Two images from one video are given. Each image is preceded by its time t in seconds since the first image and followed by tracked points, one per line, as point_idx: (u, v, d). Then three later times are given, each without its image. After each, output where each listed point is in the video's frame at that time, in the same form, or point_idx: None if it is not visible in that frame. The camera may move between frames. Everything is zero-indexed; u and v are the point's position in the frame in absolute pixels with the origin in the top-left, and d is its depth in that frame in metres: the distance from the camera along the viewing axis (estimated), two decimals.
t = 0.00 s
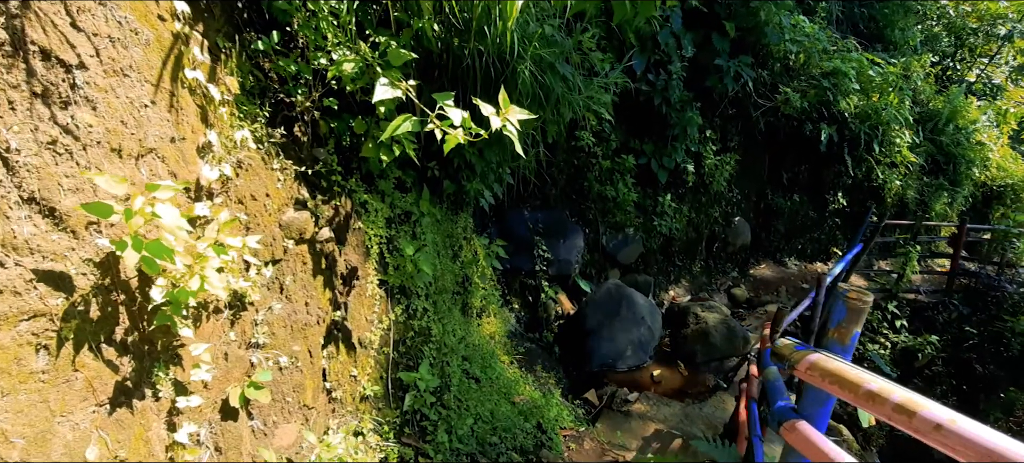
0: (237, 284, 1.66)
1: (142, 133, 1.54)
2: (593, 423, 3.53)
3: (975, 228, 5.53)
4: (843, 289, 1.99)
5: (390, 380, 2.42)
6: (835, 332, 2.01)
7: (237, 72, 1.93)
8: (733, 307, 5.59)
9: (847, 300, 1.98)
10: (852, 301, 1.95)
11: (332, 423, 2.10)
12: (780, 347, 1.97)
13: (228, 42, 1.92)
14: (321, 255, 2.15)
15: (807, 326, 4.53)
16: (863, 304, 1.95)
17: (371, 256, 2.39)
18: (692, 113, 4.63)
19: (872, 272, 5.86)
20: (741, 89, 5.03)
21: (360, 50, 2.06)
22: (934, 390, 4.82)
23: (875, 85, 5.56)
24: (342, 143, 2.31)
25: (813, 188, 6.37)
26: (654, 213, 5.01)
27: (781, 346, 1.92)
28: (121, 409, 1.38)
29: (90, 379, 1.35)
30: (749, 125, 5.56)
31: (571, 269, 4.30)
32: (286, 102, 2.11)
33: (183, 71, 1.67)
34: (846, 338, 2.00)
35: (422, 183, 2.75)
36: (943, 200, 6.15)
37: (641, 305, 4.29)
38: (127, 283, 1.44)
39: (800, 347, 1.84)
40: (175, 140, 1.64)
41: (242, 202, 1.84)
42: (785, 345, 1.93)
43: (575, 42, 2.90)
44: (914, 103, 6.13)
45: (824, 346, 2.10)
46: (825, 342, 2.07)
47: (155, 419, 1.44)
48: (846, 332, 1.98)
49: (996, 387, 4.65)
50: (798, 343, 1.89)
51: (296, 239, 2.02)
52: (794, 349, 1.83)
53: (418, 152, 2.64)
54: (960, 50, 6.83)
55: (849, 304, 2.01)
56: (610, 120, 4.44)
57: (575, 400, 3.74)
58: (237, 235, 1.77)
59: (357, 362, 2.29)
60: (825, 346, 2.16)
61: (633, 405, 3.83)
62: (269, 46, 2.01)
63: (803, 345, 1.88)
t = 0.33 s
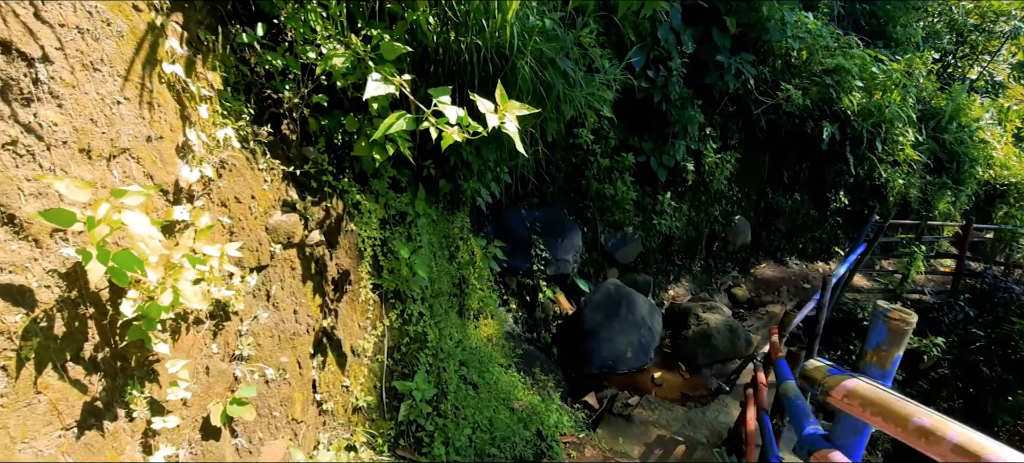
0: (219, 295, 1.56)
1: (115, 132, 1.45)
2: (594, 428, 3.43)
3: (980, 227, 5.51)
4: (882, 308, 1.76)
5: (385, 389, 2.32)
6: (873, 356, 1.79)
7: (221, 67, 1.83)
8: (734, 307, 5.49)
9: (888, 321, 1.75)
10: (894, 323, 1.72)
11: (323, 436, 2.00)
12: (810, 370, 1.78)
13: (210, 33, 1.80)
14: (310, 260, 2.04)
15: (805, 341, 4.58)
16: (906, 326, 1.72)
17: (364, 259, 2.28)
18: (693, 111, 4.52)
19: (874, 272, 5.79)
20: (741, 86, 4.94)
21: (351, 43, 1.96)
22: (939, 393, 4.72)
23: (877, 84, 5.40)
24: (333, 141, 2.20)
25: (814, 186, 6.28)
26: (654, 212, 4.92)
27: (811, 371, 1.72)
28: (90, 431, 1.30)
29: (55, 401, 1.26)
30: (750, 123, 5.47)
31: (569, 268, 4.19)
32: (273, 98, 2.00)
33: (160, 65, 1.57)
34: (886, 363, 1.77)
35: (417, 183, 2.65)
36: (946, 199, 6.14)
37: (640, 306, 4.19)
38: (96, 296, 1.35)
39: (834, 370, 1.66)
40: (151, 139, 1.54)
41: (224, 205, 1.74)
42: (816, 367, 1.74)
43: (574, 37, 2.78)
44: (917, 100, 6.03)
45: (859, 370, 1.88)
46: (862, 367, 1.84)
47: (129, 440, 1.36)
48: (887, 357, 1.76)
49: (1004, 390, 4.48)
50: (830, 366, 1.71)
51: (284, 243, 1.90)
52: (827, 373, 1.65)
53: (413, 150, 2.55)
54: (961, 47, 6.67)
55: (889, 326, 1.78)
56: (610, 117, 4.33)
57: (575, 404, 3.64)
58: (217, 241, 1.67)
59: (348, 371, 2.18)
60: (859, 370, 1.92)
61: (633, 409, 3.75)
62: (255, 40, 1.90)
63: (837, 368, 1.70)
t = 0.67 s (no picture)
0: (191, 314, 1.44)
1: (73, 137, 1.32)
2: (591, 436, 3.32)
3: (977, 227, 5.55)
4: (915, 336, 1.93)
5: (374, 403, 2.20)
6: (903, 385, 1.97)
7: (196, 64, 1.70)
8: (731, 307, 5.37)
9: (919, 349, 1.92)
10: (926, 350, 1.89)
11: (309, 457, 1.89)
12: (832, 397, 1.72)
13: (182, 28, 1.68)
14: (295, 270, 1.93)
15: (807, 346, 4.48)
16: (937, 354, 1.89)
17: (354, 266, 2.15)
18: (690, 107, 4.42)
19: (872, 271, 5.73)
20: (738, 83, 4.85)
21: (335, 39, 1.84)
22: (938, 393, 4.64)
23: (875, 83, 5.37)
24: (318, 143, 2.08)
25: (810, 184, 6.20)
26: (650, 211, 4.81)
27: (834, 400, 1.65)
28: None
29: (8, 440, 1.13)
30: (747, 121, 5.37)
31: (565, 269, 4.08)
32: (253, 98, 1.89)
33: (125, 64, 1.44)
34: (915, 391, 1.95)
35: (407, 184, 2.54)
36: (942, 196, 6.04)
37: (637, 307, 4.09)
38: (53, 320, 1.23)
39: (858, 400, 1.59)
40: (115, 144, 1.41)
41: (199, 214, 1.61)
42: (838, 395, 1.68)
43: (570, 32, 2.66)
44: (914, 97, 5.95)
45: (887, 398, 2.05)
46: (891, 395, 2.03)
47: None
48: (916, 385, 1.93)
49: (1002, 392, 4.35)
50: (853, 395, 1.65)
51: (265, 253, 1.78)
52: (850, 403, 1.58)
53: (403, 151, 2.44)
54: (956, 44, 6.61)
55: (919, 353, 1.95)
56: (605, 114, 4.23)
57: (573, 410, 3.51)
58: (190, 254, 1.55)
59: (336, 386, 2.07)
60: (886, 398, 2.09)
61: (632, 414, 3.63)
62: (232, 35, 1.78)
63: (862, 398, 1.63)
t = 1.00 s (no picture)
0: (154, 335, 1.36)
1: (23, 146, 1.21)
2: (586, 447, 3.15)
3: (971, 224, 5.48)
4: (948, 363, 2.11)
5: (362, 419, 2.09)
6: (933, 412, 2.17)
7: (164, 64, 1.59)
8: (727, 308, 5.26)
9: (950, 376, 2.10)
10: (957, 377, 2.08)
11: None
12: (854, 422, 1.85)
13: (151, 26, 1.57)
14: (274, 283, 1.81)
15: (801, 346, 4.41)
16: (968, 381, 2.08)
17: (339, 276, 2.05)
18: (685, 106, 4.34)
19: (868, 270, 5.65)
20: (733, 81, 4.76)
21: (316, 38, 1.74)
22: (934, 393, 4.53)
23: (869, 80, 5.26)
24: (300, 146, 1.97)
25: (805, 183, 6.12)
26: (645, 212, 4.71)
27: (859, 429, 1.75)
28: None
29: None
30: (743, 120, 5.29)
31: (560, 272, 4.01)
32: (228, 100, 1.79)
33: (84, 64, 1.34)
34: (944, 418, 2.15)
35: (396, 189, 2.43)
36: (936, 194, 5.98)
37: (633, 310, 3.96)
38: None
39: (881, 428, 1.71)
40: (71, 152, 1.30)
41: (168, 225, 1.50)
42: (861, 422, 1.80)
43: (563, 29, 2.56)
44: (908, 95, 5.86)
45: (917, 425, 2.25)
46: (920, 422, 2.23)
47: None
48: (945, 412, 2.14)
49: (998, 389, 4.14)
50: (877, 423, 1.76)
51: (241, 266, 1.67)
52: (874, 431, 1.71)
53: (390, 155, 2.33)
54: (948, 40, 6.45)
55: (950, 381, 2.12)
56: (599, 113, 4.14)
57: (568, 417, 3.39)
58: (156, 269, 1.44)
59: (320, 404, 1.95)
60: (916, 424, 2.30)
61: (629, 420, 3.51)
62: (204, 32, 1.67)
63: (887, 427, 1.74)
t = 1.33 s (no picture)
0: (117, 357, 1.31)
1: None
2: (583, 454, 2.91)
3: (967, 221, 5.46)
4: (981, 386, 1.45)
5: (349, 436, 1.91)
6: (964, 447, 1.50)
7: (131, 64, 1.49)
8: (724, 309, 5.15)
9: (986, 402, 1.45)
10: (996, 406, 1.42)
11: None
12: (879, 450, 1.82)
13: (119, 22, 1.48)
14: (255, 294, 1.70)
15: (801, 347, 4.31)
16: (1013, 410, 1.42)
17: (328, 285, 1.94)
18: (681, 105, 4.26)
19: (865, 270, 5.58)
20: (730, 79, 4.68)
21: (296, 34, 1.65)
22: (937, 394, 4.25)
23: (867, 77, 5.15)
24: (282, 149, 1.87)
25: (803, 182, 6.02)
26: (642, 212, 4.62)
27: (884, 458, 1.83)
28: None
29: None
30: (739, 120, 5.22)
31: (556, 274, 3.88)
32: (203, 102, 1.70)
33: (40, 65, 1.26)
34: (982, 456, 1.48)
35: (385, 193, 2.34)
36: (934, 193, 5.90)
37: (631, 312, 3.86)
38: None
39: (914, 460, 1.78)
40: (23, 160, 1.23)
41: (135, 237, 1.42)
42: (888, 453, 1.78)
43: (557, 27, 2.47)
44: (905, 93, 5.76)
45: None
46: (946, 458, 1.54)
47: None
48: (983, 449, 1.47)
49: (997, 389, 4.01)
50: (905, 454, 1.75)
51: (217, 278, 1.57)
52: None
53: (378, 158, 2.23)
54: (943, 38, 6.32)
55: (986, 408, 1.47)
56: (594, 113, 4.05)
57: (565, 422, 3.24)
58: (119, 285, 1.37)
59: (305, 421, 1.81)
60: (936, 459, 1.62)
61: (625, 426, 3.33)
62: (175, 29, 1.58)
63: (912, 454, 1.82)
